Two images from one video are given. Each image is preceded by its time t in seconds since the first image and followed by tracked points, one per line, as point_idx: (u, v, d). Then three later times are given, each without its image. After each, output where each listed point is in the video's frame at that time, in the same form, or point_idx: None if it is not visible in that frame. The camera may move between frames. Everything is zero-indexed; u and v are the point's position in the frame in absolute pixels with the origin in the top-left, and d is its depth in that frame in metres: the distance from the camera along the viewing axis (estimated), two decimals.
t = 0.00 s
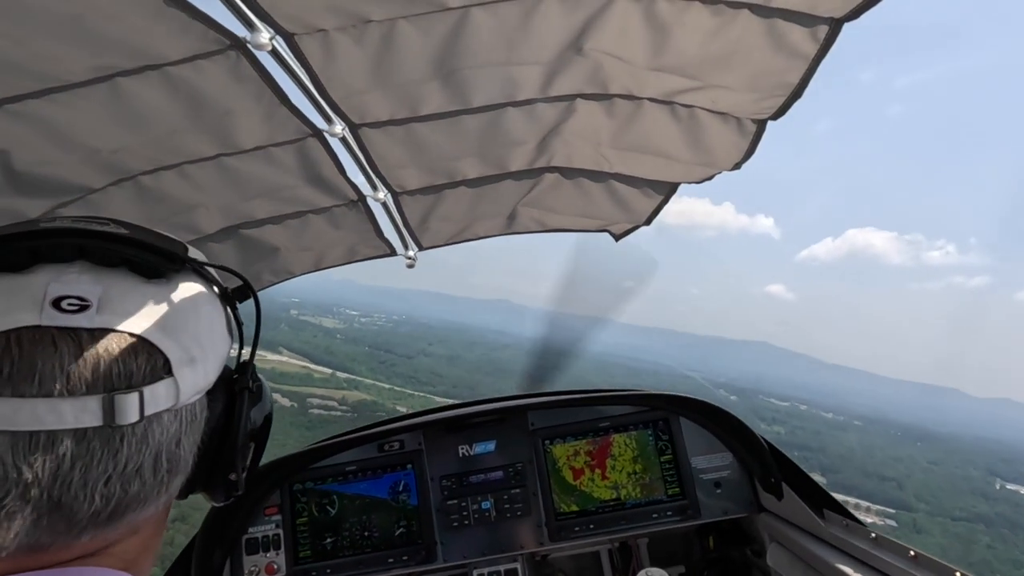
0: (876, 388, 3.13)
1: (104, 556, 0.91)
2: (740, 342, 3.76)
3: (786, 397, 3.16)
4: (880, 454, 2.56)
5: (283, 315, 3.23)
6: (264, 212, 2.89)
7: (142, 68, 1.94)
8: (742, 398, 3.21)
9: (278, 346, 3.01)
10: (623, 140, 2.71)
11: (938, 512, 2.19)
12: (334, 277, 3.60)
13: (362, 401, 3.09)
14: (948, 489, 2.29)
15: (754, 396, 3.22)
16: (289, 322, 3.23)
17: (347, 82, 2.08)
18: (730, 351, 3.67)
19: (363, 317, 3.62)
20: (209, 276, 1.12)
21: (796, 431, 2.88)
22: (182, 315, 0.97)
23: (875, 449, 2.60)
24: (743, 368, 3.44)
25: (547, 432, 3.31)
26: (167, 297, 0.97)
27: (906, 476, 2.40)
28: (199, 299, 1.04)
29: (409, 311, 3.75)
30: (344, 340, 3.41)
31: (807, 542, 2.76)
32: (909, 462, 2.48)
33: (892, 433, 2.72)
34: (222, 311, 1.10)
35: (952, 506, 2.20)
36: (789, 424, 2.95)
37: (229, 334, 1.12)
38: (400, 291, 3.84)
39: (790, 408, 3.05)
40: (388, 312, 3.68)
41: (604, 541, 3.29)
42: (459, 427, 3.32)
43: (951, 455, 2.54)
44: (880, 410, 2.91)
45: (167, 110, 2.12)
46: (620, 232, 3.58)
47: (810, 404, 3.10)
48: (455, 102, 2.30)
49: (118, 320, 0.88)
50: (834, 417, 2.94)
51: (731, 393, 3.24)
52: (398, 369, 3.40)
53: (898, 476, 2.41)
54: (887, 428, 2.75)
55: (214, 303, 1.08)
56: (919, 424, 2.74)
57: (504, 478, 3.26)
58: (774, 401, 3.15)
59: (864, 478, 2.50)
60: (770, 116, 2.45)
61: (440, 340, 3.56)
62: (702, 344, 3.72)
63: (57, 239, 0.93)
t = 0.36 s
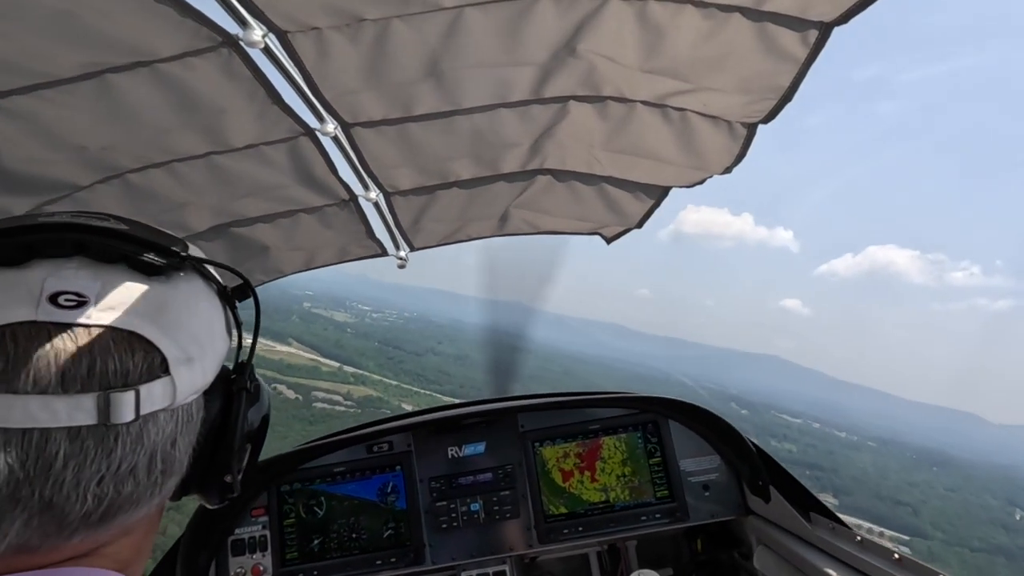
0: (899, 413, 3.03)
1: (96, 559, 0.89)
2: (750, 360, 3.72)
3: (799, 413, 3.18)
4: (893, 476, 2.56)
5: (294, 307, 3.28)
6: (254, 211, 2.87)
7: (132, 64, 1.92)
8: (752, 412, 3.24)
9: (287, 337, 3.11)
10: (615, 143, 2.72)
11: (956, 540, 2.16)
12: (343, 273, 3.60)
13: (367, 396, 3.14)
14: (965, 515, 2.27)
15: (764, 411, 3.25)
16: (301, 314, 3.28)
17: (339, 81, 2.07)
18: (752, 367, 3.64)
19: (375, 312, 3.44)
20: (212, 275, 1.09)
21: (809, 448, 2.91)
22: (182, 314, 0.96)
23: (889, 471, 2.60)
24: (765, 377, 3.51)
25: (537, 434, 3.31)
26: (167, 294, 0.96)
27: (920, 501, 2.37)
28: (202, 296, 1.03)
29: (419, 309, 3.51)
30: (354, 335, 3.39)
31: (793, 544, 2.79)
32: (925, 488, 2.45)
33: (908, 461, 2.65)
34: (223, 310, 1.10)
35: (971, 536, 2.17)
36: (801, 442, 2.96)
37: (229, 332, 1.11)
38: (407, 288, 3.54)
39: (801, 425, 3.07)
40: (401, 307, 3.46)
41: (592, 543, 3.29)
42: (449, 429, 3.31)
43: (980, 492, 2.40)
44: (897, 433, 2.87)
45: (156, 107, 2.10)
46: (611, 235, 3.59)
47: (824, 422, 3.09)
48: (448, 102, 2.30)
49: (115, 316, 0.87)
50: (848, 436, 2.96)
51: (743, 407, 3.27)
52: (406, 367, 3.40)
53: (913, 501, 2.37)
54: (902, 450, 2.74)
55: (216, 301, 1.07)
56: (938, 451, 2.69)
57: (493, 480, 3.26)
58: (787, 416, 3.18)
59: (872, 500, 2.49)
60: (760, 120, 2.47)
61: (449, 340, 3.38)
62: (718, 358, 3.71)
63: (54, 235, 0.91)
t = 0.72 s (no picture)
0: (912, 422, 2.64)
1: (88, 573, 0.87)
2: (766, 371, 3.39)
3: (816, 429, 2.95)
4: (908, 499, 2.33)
5: (309, 303, 3.32)
6: (241, 214, 2.84)
7: (116, 65, 1.89)
8: (768, 427, 3.11)
9: (298, 330, 3.14)
10: (604, 144, 2.73)
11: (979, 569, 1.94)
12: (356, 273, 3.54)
13: (375, 394, 3.17)
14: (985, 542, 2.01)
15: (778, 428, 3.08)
16: (315, 309, 3.32)
17: (327, 82, 2.06)
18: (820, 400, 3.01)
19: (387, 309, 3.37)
20: (218, 276, 1.04)
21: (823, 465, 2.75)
22: (181, 316, 0.90)
23: (906, 493, 2.37)
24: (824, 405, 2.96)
25: (529, 435, 3.31)
26: (164, 293, 0.90)
27: (942, 527, 2.14)
28: (204, 298, 0.97)
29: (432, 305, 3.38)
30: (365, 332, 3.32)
31: (783, 540, 2.81)
32: (947, 511, 2.21)
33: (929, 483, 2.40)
34: (230, 315, 1.04)
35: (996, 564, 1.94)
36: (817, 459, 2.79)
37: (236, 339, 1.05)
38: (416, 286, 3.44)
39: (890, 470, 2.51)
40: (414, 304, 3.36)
41: (585, 543, 3.30)
42: (439, 431, 3.30)
43: (1002, 520, 2.04)
44: (915, 451, 2.52)
45: (141, 109, 2.07)
46: (600, 235, 3.60)
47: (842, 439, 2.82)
48: (437, 104, 2.29)
49: (105, 317, 0.82)
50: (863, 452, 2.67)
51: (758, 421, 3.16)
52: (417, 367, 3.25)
53: (933, 526, 2.17)
54: (919, 471, 2.46)
55: (221, 304, 1.02)
56: (961, 473, 2.32)
57: (485, 481, 3.25)
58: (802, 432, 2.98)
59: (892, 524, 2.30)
60: (746, 120, 2.49)
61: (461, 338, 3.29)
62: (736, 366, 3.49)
63: (54, 233, 0.89)
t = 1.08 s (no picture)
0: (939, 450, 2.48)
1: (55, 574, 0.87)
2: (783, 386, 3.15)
3: (832, 449, 2.71)
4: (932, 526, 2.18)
5: (326, 301, 3.36)
6: (239, 210, 2.83)
7: (115, 58, 1.89)
8: (785, 445, 2.85)
9: (314, 329, 3.27)
10: (604, 147, 2.73)
11: None
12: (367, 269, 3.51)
13: (386, 394, 3.19)
14: None
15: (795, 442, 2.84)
16: (331, 307, 3.36)
17: (327, 80, 2.06)
18: (839, 417, 2.82)
19: (403, 309, 3.45)
20: (180, 264, 1.05)
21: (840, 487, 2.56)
22: (134, 301, 0.91)
23: (929, 519, 2.22)
24: (840, 420, 2.80)
25: (523, 436, 3.31)
26: (115, 279, 0.92)
27: (969, 557, 1.98)
28: (164, 285, 0.98)
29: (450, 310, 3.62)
30: (381, 331, 3.46)
31: (776, 545, 2.82)
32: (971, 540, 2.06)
33: (952, 510, 2.26)
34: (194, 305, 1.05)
35: None
36: (837, 481, 2.60)
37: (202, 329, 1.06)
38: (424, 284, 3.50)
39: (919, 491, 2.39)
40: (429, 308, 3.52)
41: (577, 544, 3.30)
42: (434, 430, 3.30)
43: None
44: (934, 475, 2.43)
45: (139, 103, 2.07)
46: (599, 237, 3.60)
47: (861, 461, 2.63)
48: (437, 103, 2.29)
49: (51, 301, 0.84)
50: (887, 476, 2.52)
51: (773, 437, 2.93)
52: (428, 368, 3.42)
53: (960, 556, 2.01)
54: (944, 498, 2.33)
55: (185, 293, 1.03)
56: (987, 501, 2.19)
57: (479, 481, 3.25)
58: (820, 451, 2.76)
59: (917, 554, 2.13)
60: (746, 127, 2.50)
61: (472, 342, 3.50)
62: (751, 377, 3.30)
63: (9, 221, 0.91)
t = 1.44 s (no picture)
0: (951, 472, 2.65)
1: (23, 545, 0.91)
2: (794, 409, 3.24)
3: (859, 472, 2.83)
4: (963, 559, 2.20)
5: (344, 301, 3.55)
6: (238, 203, 2.83)
7: (119, 48, 1.89)
8: (806, 464, 2.89)
9: (331, 328, 3.51)
10: (606, 151, 2.74)
11: None
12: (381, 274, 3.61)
13: (399, 395, 3.34)
14: None
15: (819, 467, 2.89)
16: (349, 308, 3.55)
17: (331, 77, 2.06)
18: (890, 449, 2.86)
19: (419, 312, 3.67)
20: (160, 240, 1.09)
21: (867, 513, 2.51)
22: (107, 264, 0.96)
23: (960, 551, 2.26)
24: (890, 451, 2.85)
25: (516, 438, 3.30)
26: (92, 243, 0.97)
27: None
28: (139, 254, 1.03)
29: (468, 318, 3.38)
30: (395, 332, 3.67)
31: (767, 554, 2.82)
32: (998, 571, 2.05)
33: (983, 542, 2.29)
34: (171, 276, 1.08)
35: None
36: (859, 505, 2.59)
37: (178, 301, 1.09)
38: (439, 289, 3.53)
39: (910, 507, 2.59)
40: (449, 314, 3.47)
41: (567, 548, 3.30)
42: (428, 430, 3.30)
43: None
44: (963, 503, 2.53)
45: (142, 93, 2.07)
46: (599, 242, 3.60)
47: (887, 485, 2.72)
48: (440, 103, 2.29)
49: (25, 259, 0.89)
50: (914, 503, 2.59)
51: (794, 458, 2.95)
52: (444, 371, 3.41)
53: None
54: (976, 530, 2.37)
55: (162, 264, 1.07)
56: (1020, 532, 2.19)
57: (471, 482, 3.25)
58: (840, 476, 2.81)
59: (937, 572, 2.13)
60: (748, 135, 2.50)
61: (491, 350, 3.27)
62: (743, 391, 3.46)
63: None
